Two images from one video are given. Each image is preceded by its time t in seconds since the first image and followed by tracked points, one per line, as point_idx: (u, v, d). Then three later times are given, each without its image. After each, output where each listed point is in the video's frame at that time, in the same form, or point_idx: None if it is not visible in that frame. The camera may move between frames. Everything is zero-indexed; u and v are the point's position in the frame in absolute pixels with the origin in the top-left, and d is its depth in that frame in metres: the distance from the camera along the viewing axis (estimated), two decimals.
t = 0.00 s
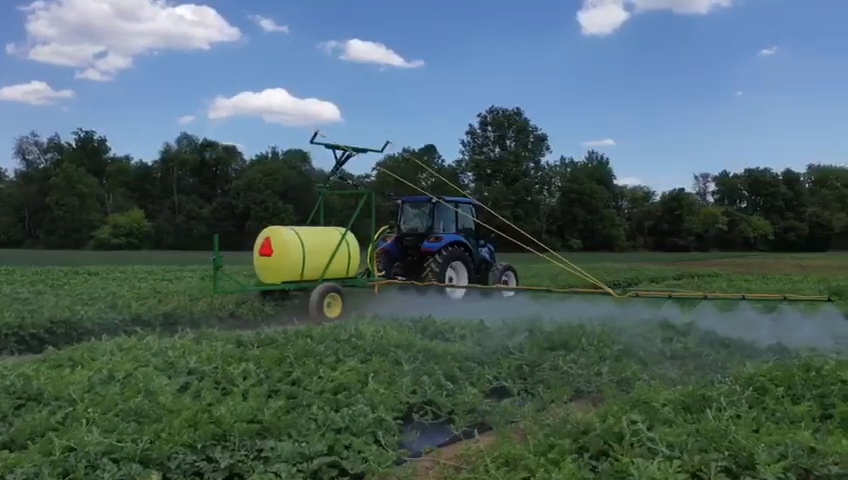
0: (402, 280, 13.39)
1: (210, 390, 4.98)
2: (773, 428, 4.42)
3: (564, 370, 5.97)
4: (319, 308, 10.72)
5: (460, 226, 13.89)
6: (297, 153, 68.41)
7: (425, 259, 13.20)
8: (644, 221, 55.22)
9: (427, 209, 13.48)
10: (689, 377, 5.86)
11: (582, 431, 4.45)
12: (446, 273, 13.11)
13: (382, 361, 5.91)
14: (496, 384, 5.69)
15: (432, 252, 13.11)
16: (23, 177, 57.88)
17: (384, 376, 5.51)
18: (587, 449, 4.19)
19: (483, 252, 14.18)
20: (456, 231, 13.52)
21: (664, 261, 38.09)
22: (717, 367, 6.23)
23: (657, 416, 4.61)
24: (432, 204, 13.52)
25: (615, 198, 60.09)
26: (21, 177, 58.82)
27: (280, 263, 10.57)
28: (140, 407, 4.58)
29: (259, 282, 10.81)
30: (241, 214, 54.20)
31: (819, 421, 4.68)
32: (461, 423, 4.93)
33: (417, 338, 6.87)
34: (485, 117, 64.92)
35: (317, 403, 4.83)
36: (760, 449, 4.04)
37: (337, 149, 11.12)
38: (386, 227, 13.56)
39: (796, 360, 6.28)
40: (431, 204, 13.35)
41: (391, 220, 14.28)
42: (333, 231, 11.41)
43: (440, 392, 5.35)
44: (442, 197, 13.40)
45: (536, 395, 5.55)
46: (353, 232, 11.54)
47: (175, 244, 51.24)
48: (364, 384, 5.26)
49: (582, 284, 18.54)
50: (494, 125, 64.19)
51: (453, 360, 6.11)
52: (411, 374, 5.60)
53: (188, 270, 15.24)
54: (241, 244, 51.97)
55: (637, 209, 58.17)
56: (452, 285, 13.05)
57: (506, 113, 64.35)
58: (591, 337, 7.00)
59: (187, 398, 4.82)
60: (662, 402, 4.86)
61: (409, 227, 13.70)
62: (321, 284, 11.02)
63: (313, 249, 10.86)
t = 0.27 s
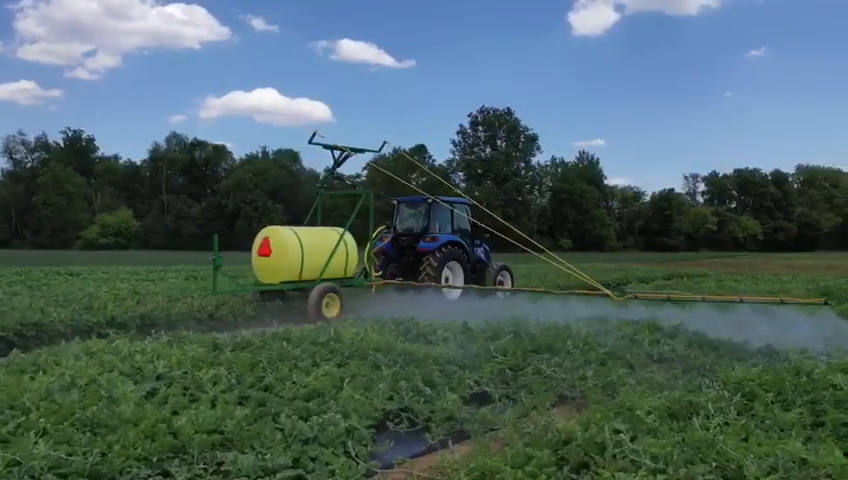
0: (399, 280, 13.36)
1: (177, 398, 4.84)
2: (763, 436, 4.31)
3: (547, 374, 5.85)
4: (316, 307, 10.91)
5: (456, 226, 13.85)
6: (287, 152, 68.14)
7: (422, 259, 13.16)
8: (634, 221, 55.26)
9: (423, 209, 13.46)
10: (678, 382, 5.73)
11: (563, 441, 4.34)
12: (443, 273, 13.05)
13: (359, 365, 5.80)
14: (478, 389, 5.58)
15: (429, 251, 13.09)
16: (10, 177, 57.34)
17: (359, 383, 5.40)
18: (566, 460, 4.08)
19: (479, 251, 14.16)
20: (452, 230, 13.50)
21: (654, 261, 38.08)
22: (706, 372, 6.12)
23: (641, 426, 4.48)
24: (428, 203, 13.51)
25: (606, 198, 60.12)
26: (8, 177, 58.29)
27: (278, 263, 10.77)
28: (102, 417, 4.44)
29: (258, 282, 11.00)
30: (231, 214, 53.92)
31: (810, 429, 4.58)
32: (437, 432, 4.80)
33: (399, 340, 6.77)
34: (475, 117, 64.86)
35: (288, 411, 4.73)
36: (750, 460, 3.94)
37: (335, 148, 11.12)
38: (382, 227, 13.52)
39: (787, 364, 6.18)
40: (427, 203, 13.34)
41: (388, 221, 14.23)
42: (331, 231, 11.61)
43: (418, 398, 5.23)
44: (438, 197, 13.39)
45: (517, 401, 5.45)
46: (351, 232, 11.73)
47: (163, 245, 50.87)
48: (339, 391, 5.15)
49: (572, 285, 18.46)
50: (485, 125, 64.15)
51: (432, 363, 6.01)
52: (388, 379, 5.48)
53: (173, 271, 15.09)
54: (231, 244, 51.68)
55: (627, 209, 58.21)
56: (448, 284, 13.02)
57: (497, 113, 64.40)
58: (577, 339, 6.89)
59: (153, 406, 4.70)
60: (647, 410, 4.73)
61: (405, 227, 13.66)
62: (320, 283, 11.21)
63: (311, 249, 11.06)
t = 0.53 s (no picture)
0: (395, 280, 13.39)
1: (141, 405, 4.72)
2: (752, 446, 4.20)
3: (529, 378, 5.74)
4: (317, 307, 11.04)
5: (453, 226, 13.89)
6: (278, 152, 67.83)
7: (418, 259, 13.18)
8: (625, 221, 55.30)
9: (420, 209, 13.49)
10: (664, 386, 5.62)
11: (543, 451, 4.22)
12: (440, 273, 13.08)
13: (336, 370, 5.68)
14: (458, 394, 5.47)
15: (426, 252, 13.11)
16: None
17: (334, 389, 5.27)
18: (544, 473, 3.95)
19: (475, 252, 14.18)
20: (449, 231, 13.52)
21: (646, 261, 38.07)
22: (694, 377, 6.01)
23: (625, 435, 4.35)
24: (425, 204, 13.53)
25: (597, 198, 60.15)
26: None
27: (278, 263, 10.86)
28: (59, 426, 4.30)
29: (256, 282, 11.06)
30: (221, 214, 53.62)
31: (801, 438, 4.47)
32: (411, 441, 4.67)
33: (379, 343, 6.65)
34: (467, 116, 64.79)
35: (258, 419, 4.60)
36: (738, 473, 3.83)
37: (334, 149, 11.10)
38: (379, 227, 13.55)
39: (777, 368, 6.07)
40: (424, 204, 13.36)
41: (385, 222, 14.27)
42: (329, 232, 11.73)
43: (393, 405, 5.10)
44: (435, 197, 13.42)
45: (498, 408, 5.34)
46: (349, 233, 11.86)
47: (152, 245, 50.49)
48: (313, 398, 5.02)
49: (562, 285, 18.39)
50: (476, 124, 64.10)
51: (412, 368, 5.89)
52: (364, 385, 5.36)
53: (158, 271, 14.92)
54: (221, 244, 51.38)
55: (618, 209, 58.26)
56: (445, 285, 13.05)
57: (488, 113, 64.39)
58: (563, 342, 6.77)
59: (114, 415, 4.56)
60: (631, 417, 4.61)
61: (402, 227, 13.69)
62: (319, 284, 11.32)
63: (310, 250, 11.17)
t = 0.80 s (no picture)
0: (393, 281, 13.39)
1: (103, 414, 4.63)
2: (741, 457, 4.08)
3: (511, 383, 5.63)
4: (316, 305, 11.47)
5: (450, 226, 13.88)
6: (270, 152, 67.61)
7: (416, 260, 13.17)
8: (618, 221, 55.34)
9: (417, 209, 13.48)
10: (652, 392, 5.50)
11: (522, 463, 4.12)
12: (437, 274, 13.07)
13: (312, 375, 5.57)
14: (437, 400, 5.38)
15: (423, 252, 13.10)
16: None
17: (306, 396, 5.17)
18: None
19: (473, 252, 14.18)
20: (446, 231, 13.52)
21: (638, 261, 38.10)
22: (684, 381, 5.88)
23: (608, 446, 4.23)
24: (422, 204, 13.53)
25: (589, 198, 60.19)
26: None
27: (276, 262, 11.27)
28: (11, 433, 4.21)
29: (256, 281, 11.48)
30: (212, 214, 53.39)
31: (794, 447, 4.35)
32: (384, 452, 4.55)
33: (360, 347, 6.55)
34: (459, 116, 64.77)
35: (223, 429, 4.49)
36: None
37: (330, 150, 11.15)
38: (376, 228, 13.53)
39: (770, 371, 5.93)
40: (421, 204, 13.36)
41: (382, 222, 14.24)
42: (328, 232, 12.13)
43: (369, 412, 4.98)
44: (432, 197, 13.41)
45: (478, 414, 5.23)
46: (347, 233, 12.28)
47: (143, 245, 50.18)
48: (284, 406, 4.92)
49: (553, 286, 18.37)
50: (469, 124, 64.09)
51: (391, 373, 5.78)
52: (338, 391, 5.26)
53: (143, 271, 14.77)
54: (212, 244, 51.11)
55: (610, 209, 58.30)
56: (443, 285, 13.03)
57: (480, 113, 64.39)
58: (549, 344, 6.65)
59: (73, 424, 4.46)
60: (614, 427, 4.49)
61: (400, 227, 13.68)
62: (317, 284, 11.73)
63: (308, 250, 11.59)
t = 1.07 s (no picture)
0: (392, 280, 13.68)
1: (64, 424, 4.64)
2: (730, 470, 3.95)
3: (492, 389, 5.53)
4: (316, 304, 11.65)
5: (448, 226, 14.17)
6: (263, 151, 67.38)
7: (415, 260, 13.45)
8: (611, 221, 55.31)
9: (415, 209, 13.72)
10: (638, 397, 5.39)
11: (501, 475, 3.97)
12: (436, 273, 13.35)
13: (285, 384, 5.53)
14: (415, 407, 5.28)
15: (422, 252, 13.37)
16: None
17: (274, 405, 5.14)
18: None
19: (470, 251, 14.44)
20: (444, 231, 13.78)
21: (631, 261, 38.06)
22: (672, 387, 5.76)
23: (590, 459, 4.08)
24: (420, 204, 13.76)
25: (583, 198, 60.16)
26: None
27: (275, 262, 11.50)
28: None
29: (256, 281, 11.72)
30: (205, 213, 53.17)
31: (787, 459, 4.22)
32: (355, 462, 4.42)
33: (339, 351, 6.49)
34: (453, 116, 64.68)
35: (184, 440, 4.43)
36: None
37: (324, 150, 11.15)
38: (375, 228, 13.80)
39: (762, 376, 5.80)
40: (419, 205, 13.60)
41: (380, 222, 14.51)
42: (327, 233, 12.35)
43: (342, 421, 4.87)
44: (431, 198, 13.64)
45: (457, 422, 5.11)
46: (346, 233, 12.49)
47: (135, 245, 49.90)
48: (250, 416, 4.87)
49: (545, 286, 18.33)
50: (463, 124, 64.02)
51: (369, 380, 5.71)
52: (310, 399, 5.19)
53: (130, 271, 14.65)
54: (204, 244, 50.89)
55: (604, 209, 58.28)
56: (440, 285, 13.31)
57: (474, 112, 64.33)
58: (534, 347, 6.56)
59: (27, 435, 4.49)
60: (596, 438, 4.36)
61: (398, 227, 13.96)
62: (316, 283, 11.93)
63: (307, 250, 11.81)
